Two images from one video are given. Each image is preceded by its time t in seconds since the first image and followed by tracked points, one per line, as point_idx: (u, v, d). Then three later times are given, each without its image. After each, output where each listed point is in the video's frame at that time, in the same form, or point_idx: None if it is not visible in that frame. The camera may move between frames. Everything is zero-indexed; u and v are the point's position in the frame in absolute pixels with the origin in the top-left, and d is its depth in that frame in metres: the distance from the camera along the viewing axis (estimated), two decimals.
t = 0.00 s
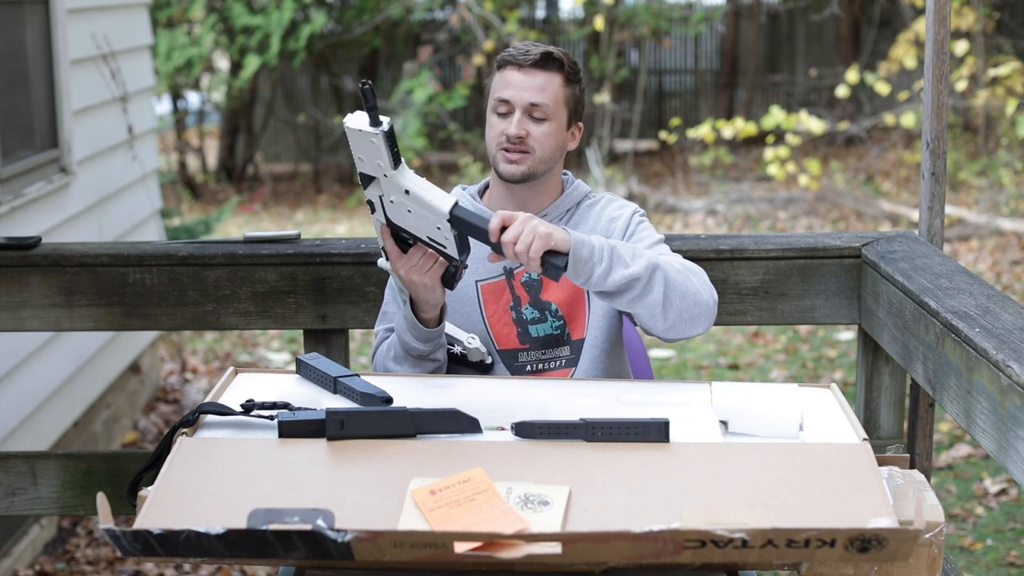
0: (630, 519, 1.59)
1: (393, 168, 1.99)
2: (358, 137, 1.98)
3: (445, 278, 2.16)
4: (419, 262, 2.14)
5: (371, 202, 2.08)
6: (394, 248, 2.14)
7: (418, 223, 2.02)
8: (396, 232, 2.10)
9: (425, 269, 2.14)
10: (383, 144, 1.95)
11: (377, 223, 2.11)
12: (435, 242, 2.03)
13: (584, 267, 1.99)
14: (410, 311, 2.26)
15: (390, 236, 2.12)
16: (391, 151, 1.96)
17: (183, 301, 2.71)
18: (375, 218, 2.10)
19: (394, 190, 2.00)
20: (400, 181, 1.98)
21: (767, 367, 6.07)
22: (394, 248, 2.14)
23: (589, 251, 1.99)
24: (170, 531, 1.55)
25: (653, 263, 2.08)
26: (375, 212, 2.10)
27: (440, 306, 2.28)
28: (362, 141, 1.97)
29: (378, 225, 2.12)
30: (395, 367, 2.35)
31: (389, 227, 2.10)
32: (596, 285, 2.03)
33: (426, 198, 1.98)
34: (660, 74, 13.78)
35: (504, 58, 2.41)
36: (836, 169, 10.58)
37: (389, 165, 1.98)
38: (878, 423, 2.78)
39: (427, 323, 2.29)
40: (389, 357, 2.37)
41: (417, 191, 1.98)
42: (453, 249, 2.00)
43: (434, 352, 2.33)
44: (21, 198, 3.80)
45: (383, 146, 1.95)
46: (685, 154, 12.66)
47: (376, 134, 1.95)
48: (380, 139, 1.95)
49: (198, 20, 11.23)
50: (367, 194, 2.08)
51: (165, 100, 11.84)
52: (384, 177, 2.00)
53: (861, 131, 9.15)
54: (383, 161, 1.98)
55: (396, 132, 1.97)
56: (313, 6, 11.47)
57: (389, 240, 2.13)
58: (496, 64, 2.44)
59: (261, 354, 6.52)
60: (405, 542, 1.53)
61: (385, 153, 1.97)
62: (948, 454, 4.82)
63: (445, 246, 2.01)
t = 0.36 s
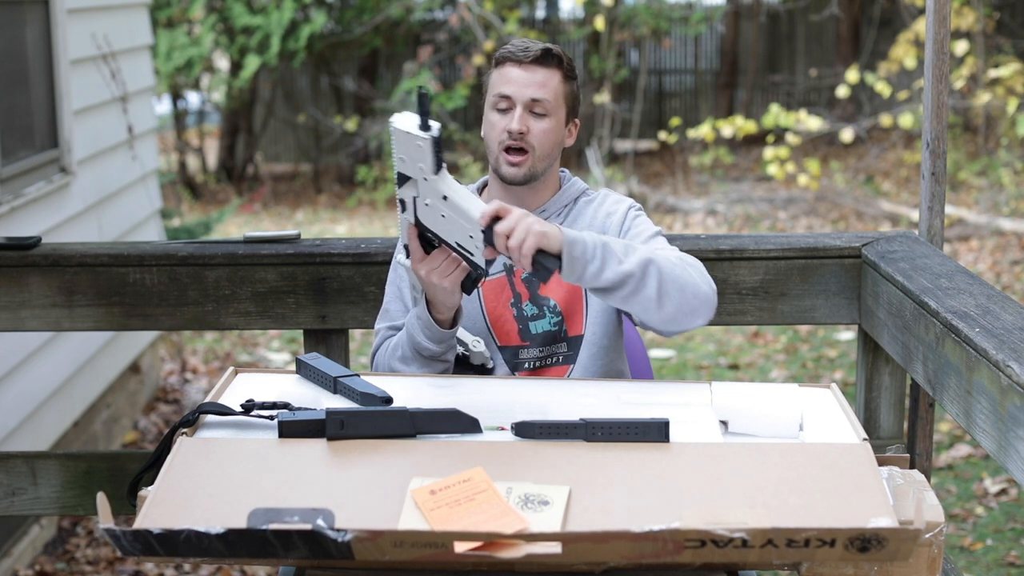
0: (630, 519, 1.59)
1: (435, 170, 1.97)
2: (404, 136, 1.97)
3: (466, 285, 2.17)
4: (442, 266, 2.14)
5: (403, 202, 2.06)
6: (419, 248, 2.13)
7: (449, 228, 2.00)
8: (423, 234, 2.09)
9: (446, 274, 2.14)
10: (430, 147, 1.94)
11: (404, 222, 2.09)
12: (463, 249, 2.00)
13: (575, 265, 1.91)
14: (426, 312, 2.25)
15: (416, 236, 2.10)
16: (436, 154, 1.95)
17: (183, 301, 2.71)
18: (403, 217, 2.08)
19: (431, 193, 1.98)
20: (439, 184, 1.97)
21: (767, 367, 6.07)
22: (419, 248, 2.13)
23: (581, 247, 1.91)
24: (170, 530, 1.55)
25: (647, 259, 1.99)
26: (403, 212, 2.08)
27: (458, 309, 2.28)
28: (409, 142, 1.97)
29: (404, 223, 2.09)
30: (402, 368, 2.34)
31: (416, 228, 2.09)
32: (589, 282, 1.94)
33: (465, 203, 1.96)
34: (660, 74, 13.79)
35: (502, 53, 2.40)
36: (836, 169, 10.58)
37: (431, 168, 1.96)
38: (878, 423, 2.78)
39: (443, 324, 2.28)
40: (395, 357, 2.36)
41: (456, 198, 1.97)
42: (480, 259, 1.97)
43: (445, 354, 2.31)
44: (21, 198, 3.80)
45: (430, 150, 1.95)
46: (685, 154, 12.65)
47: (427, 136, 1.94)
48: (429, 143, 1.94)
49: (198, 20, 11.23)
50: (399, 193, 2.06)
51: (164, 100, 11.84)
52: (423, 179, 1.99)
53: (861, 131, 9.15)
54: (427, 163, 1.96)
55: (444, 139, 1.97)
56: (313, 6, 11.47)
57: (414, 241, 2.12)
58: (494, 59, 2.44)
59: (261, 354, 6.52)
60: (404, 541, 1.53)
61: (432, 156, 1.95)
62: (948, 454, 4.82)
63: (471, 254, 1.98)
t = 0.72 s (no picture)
0: (628, 520, 1.59)
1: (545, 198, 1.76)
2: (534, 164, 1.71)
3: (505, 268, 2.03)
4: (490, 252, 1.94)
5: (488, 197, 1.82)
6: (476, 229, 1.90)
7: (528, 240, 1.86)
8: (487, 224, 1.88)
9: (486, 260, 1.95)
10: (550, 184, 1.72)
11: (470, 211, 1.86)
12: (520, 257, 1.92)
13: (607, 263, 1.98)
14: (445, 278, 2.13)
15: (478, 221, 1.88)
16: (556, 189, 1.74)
17: (183, 301, 2.71)
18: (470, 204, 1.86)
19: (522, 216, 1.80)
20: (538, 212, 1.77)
21: (767, 367, 6.08)
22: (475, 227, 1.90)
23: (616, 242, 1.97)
24: (170, 531, 1.55)
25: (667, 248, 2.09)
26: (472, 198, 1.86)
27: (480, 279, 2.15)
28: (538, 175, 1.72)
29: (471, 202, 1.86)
30: (416, 337, 2.24)
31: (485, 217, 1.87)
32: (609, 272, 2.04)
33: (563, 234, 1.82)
34: (660, 74, 13.79)
35: (516, 53, 2.41)
36: (836, 169, 10.58)
37: (540, 207, 1.77)
38: (878, 423, 2.78)
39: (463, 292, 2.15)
40: (406, 325, 2.25)
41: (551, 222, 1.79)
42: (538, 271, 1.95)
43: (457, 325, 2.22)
44: (21, 198, 3.80)
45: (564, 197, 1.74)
46: (685, 154, 12.66)
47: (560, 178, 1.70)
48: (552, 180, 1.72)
49: (198, 20, 11.23)
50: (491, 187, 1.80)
51: (165, 100, 11.85)
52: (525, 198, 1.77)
53: (861, 130, 9.15)
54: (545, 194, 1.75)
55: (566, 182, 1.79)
56: (313, 6, 11.47)
57: (473, 225, 1.89)
58: (505, 58, 2.44)
59: (261, 354, 6.52)
60: (404, 542, 1.53)
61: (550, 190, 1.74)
62: (948, 454, 4.82)
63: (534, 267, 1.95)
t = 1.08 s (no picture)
0: (628, 520, 1.59)
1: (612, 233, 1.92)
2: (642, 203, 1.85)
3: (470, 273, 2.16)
4: (458, 259, 2.05)
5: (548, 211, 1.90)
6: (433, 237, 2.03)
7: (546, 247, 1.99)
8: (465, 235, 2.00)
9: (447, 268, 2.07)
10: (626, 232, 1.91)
11: (502, 214, 1.91)
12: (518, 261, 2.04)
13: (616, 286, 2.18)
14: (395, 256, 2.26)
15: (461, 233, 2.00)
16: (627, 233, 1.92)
17: (183, 301, 2.71)
18: (510, 211, 1.91)
19: (580, 241, 1.95)
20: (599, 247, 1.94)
21: (767, 367, 6.07)
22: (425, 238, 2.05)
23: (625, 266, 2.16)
24: (170, 531, 1.55)
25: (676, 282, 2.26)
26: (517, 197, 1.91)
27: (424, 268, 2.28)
28: (636, 215, 1.87)
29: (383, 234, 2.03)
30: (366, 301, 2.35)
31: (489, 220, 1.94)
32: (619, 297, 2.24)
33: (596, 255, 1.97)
34: (660, 74, 13.79)
35: (518, 50, 2.43)
36: (836, 169, 10.58)
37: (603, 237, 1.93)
38: (878, 423, 2.78)
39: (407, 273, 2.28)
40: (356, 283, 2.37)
41: (601, 253, 1.95)
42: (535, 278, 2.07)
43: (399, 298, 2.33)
44: (21, 198, 3.80)
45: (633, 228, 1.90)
46: (685, 153, 12.65)
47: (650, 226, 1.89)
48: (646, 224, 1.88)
49: (198, 20, 11.23)
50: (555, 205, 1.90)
51: (164, 100, 11.84)
52: (594, 222, 1.91)
53: (861, 130, 9.15)
54: (617, 228, 1.91)
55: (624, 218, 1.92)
56: (313, 6, 11.47)
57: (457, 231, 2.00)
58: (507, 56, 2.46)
59: (261, 354, 6.52)
60: (404, 542, 1.53)
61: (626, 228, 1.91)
62: (948, 454, 4.82)
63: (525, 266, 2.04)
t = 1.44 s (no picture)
0: (628, 520, 1.59)
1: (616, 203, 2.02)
2: (643, 166, 1.99)
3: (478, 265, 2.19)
4: (474, 238, 2.09)
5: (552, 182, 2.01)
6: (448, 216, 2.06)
7: (550, 226, 2.06)
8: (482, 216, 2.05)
9: (461, 252, 2.10)
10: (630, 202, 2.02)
11: (511, 187, 2.00)
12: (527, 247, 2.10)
13: (611, 282, 2.21)
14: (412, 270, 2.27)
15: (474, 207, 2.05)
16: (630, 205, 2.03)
17: (183, 301, 2.71)
18: (512, 186, 2.00)
19: (585, 213, 2.04)
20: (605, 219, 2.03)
21: (767, 367, 6.07)
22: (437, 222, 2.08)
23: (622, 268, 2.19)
24: (170, 531, 1.55)
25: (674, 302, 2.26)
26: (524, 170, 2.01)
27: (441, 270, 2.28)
28: (640, 179, 2.00)
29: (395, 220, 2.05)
30: (378, 315, 2.36)
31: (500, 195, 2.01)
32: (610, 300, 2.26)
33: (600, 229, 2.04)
34: (660, 74, 13.79)
35: (504, 52, 2.44)
36: (836, 169, 10.58)
37: (607, 209, 2.02)
38: (878, 422, 2.78)
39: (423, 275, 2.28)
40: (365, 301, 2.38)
41: (604, 226, 2.04)
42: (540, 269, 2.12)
43: (411, 308, 2.34)
44: (21, 198, 3.80)
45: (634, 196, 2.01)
46: (685, 154, 12.66)
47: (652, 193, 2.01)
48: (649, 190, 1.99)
49: (198, 20, 11.23)
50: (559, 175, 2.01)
51: (164, 100, 11.84)
52: (599, 192, 2.02)
53: (861, 131, 9.15)
54: (621, 198, 2.01)
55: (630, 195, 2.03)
56: (313, 6, 11.47)
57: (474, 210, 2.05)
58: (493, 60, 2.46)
59: (261, 354, 6.52)
60: (404, 541, 1.53)
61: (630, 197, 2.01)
62: (948, 454, 4.82)
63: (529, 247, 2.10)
